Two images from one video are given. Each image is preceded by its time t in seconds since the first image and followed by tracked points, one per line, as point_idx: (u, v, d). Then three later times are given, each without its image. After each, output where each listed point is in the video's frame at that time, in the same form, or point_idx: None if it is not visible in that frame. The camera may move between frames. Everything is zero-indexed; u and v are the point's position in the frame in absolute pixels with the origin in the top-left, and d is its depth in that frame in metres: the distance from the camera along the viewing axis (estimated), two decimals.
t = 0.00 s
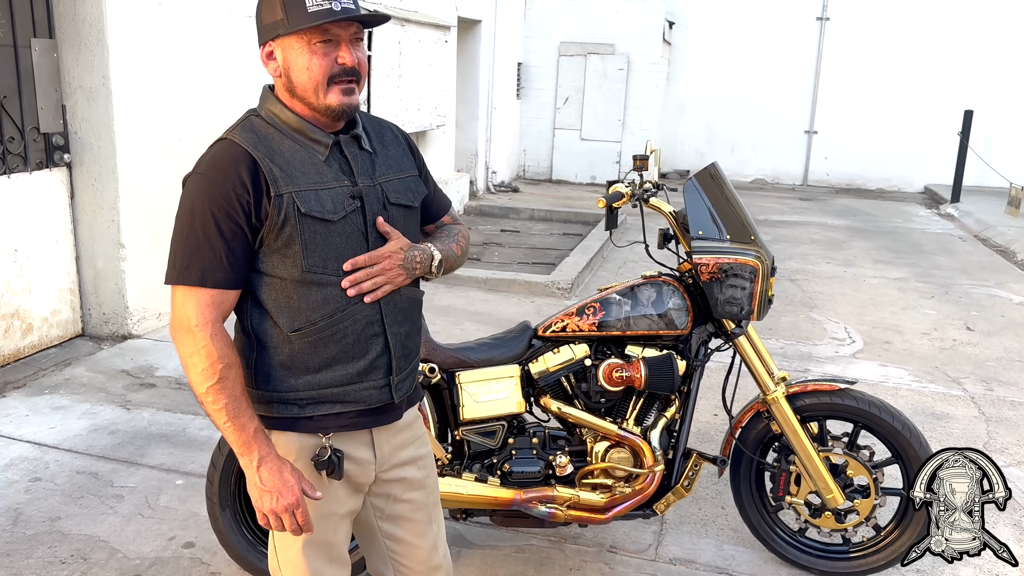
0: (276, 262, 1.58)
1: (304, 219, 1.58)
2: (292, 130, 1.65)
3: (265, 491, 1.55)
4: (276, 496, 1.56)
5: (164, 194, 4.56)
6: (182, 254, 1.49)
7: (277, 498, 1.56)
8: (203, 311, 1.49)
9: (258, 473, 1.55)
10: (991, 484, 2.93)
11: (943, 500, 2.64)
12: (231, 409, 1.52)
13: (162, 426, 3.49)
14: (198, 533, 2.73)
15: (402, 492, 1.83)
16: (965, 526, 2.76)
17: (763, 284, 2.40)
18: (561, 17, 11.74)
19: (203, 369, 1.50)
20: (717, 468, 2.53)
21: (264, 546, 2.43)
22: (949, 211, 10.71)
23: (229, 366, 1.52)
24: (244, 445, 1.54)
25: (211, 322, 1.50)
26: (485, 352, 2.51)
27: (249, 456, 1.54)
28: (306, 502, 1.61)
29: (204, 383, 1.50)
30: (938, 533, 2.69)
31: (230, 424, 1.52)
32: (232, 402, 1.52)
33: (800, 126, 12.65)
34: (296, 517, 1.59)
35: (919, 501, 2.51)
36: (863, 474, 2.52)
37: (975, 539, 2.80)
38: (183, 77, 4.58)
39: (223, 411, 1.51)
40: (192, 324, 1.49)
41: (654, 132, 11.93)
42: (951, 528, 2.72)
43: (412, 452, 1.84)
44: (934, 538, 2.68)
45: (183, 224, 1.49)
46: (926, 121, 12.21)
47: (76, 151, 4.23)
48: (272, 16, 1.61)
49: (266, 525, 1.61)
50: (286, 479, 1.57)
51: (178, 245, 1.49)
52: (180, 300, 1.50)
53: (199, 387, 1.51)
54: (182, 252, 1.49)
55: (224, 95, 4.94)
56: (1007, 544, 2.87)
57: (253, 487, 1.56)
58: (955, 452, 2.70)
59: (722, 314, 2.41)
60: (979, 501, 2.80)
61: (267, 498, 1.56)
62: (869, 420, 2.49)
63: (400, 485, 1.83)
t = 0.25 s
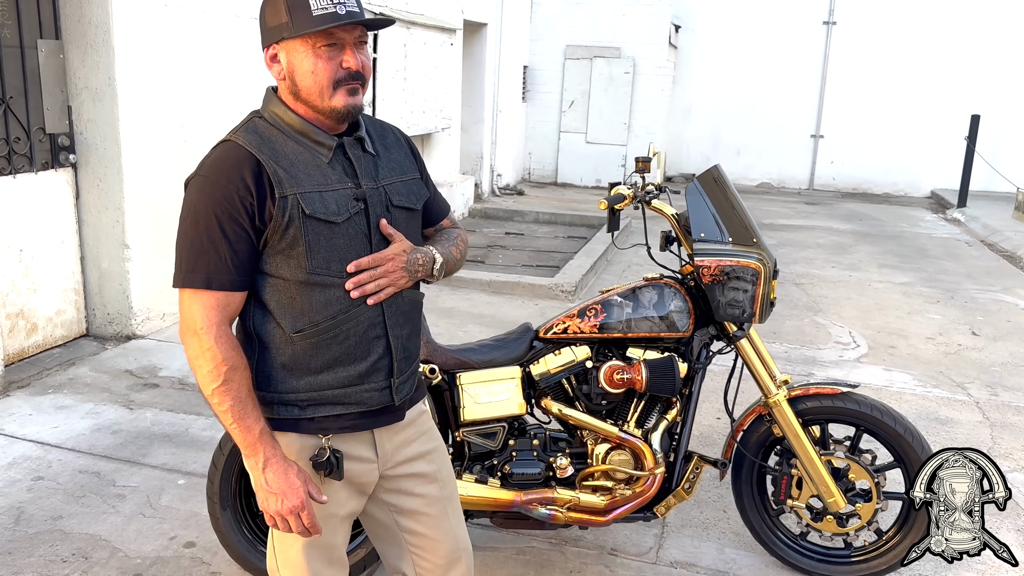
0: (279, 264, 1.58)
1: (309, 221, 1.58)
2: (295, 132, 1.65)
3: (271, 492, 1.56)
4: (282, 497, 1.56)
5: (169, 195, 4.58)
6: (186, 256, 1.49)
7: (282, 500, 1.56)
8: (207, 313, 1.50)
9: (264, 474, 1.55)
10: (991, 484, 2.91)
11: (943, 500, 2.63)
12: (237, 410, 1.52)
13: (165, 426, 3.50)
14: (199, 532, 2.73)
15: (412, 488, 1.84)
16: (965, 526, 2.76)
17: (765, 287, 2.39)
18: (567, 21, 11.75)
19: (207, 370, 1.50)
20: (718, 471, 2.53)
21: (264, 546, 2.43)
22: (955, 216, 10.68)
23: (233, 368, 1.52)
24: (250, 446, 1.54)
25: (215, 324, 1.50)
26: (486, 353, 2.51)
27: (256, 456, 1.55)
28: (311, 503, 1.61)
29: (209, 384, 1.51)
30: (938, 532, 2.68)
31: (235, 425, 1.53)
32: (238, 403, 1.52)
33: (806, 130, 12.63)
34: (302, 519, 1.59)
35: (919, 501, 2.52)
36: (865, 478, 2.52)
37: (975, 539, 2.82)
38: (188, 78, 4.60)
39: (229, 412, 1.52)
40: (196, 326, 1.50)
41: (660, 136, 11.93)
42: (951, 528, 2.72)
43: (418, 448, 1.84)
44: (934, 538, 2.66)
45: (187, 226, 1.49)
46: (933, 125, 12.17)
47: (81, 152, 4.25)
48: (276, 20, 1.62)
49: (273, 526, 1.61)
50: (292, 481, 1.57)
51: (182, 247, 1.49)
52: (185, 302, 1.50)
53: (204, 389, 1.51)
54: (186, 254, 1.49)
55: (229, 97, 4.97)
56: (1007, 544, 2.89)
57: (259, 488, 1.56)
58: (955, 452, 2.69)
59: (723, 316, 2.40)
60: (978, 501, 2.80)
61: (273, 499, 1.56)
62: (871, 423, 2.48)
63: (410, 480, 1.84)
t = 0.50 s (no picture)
0: (286, 263, 1.59)
1: (316, 220, 1.59)
2: (304, 132, 1.66)
3: (263, 492, 1.55)
4: (274, 498, 1.55)
5: (171, 196, 4.61)
6: (192, 253, 1.50)
7: (275, 501, 1.55)
8: (212, 310, 1.51)
9: (257, 474, 1.55)
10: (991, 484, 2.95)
11: (943, 500, 2.66)
12: (235, 407, 1.53)
13: (164, 426, 3.51)
14: (195, 532, 2.74)
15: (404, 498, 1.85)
16: (965, 526, 2.77)
17: (761, 291, 2.39)
18: (572, 25, 11.77)
19: (209, 367, 1.51)
20: (712, 474, 2.53)
21: (258, 546, 2.44)
22: (960, 222, 10.65)
23: (234, 364, 1.53)
24: (246, 444, 1.54)
25: (219, 322, 1.51)
26: (482, 354, 2.52)
27: (250, 456, 1.54)
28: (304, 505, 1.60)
29: (210, 381, 1.51)
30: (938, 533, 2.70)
31: (233, 423, 1.53)
32: (236, 401, 1.53)
33: (811, 135, 12.61)
34: (293, 521, 1.58)
35: (919, 501, 2.49)
36: (861, 482, 2.51)
37: (975, 539, 2.82)
38: (191, 80, 4.62)
39: (227, 410, 1.52)
40: (200, 322, 1.51)
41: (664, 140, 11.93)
42: (951, 529, 2.73)
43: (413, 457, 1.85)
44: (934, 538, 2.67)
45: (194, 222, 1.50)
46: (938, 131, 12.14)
47: (84, 153, 4.27)
48: (284, 20, 1.63)
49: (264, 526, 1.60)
50: (285, 482, 1.57)
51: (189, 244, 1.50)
52: (190, 299, 1.52)
53: (205, 385, 1.52)
54: (192, 250, 1.50)
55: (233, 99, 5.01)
56: (1008, 545, 2.90)
57: (252, 487, 1.56)
58: (954, 453, 2.75)
59: (719, 319, 2.41)
60: (978, 501, 2.83)
61: (265, 500, 1.55)
62: (867, 427, 2.48)
63: (402, 490, 1.84)
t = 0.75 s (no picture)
0: (304, 262, 1.59)
1: (335, 220, 1.60)
2: (322, 133, 1.68)
3: (278, 487, 1.56)
4: (288, 493, 1.57)
5: (171, 198, 4.64)
6: (212, 248, 1.50)
7: (289, 495, 1.57)
8: (231, 306, 1.51)
9: (273, 469, 1.56)
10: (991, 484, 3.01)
11: (944, 500, 2.74)
12: (252, 403, 1.53)
13: (159, 427, 3.53)
14: (187, 532, 2.75)
15: (409, 495, 1.86)
16: (964, 526, 2.81)
17: (751, 295, 2.40)
18: (574, 30, 11.80)
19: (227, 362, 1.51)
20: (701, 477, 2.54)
21: (248, 546, 2.45)
22: (962, 229, 10.63)
23: (251, 360, 1.53)
24: (262, 439, 1.55)
25: (237, 318, 1.51)
26: (472, 357, 2.52)
27: (266, 451, 1.56)
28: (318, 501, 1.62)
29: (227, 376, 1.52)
30: (938, 533, 2.78)
31: (250, 418, 1.54)
32: (253, 397, 1.54)
33: (813, 141, 12.61)
34: (306, 516, 1.60)
35: (919, 501, 2.48)
36: (850, 486, 2.52)
37: (975, 539, 2.87)
38: (190, 84, 4.66)
39: (244, 405, 1.53)
40: (219, 318, 1.51)
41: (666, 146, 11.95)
42: (951, 529, 2.79)
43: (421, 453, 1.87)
44: (934, 538, 2.76)
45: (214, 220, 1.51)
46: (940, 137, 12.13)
47: (83, 155, 4.30)
48: (305, 22, 1.64)
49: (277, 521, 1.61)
50: (299, 478, 1.58)
51: (209, 240, 1.50)
52: (209, 294, 1.52)
53: (223, 379, 1.53)
54: (213, 246, 1.50)
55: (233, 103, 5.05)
56: (1008, 545, 2.94)
57: (267, 482, 1.57)
58: (954, 453, 2.86)
59: (708, 323, 2.41)
60: (978, 502, 2.89)
61: (280, 495, 1.57)
62: (856, 431, 2.48)
63: (408, 487, 1.86)
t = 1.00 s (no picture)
0: (341, 260, 1.64)
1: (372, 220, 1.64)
2: (353, 134, 1.69)
3: (321, 476, 1.63)
4: (331, 481, 1.63)
5: (166, 201, 4.66)
6: (251, 246, 1.53)
7: (331, 483, 1.63)
8: (270, 302, 1.54)
9: (315, 460, 1.62)
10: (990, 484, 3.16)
11: (943, 500, 2.95)
12: (294, 397, 1.58)
13: (151, 428, 3.54)
14: (175, 532, 2.76)
15: (426, 483, 1.91)
16: (962, 526, 2.90)
17: (736, 297, 2.41)
18: (573, 36, 11.83)
19: (268, 356, 1.55)
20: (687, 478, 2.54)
21: (235, 545, 2.46)
22: (960, 235, 10.64)
23: (290, 355, 1.57)
24: (303, 431, 1.60)
25: (278, 314, 1.55)
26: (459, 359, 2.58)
27: (308, 441, 1.61)
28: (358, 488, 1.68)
29: (268, 370, 1.56)
30: (937, 533, 2.92)
31: (291, 412, 1.59)
32: (294, 389, 1.58)
33: (812, 148, 12.64)
34: (348, 502, 1.66)
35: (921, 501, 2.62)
36: (835, 488, 2.52)
37: (976, 539, 2.95)
38: (184, 88, 4.68)
39: (285, 398, 1.57)
40: (258, 313, 1.54)
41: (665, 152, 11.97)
42: (951, 528, 2.92)
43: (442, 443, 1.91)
44: (933, 537, 2.91)
45: (250, 219, 1.53)
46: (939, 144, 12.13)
47: (79, 158, 4.33)
48: (341, 26, 1.67)
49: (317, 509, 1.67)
50: (341, 467, 1.64)
51: (245, 238, 1.53)
52: (249, 290, 1.54)
53: (264, 373, 1.57)
54: (251, 245, 1.53)
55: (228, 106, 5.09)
56: (1008, 545, 2.97)
57: (310, 471, 1.63)
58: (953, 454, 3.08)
59: (694, 325, 2.43)
60: (979, 502, 3.00)
61: (323, 483, 1.63)
62: (841, 433, 2.49)
63: (427, 476, 1.91)
